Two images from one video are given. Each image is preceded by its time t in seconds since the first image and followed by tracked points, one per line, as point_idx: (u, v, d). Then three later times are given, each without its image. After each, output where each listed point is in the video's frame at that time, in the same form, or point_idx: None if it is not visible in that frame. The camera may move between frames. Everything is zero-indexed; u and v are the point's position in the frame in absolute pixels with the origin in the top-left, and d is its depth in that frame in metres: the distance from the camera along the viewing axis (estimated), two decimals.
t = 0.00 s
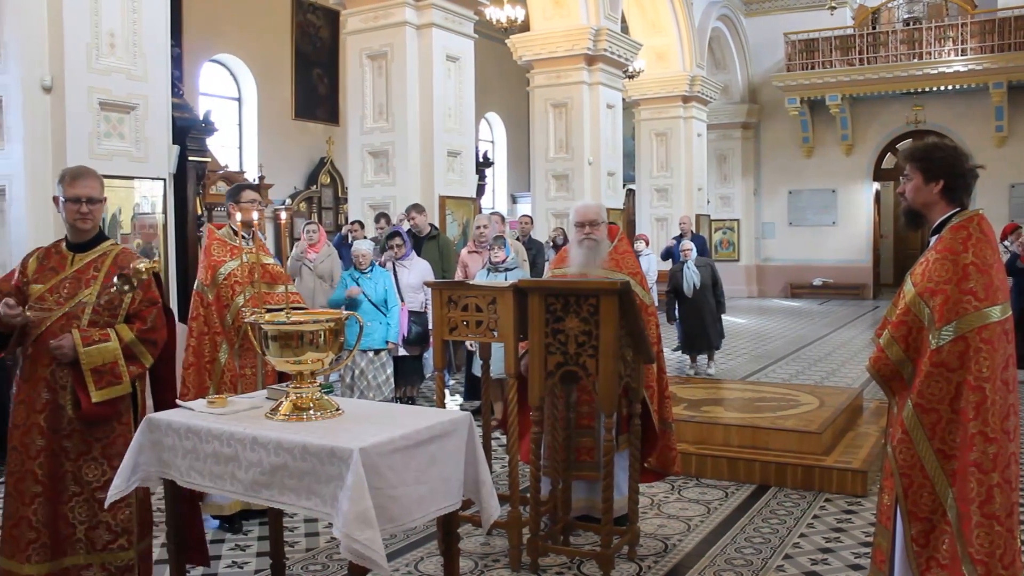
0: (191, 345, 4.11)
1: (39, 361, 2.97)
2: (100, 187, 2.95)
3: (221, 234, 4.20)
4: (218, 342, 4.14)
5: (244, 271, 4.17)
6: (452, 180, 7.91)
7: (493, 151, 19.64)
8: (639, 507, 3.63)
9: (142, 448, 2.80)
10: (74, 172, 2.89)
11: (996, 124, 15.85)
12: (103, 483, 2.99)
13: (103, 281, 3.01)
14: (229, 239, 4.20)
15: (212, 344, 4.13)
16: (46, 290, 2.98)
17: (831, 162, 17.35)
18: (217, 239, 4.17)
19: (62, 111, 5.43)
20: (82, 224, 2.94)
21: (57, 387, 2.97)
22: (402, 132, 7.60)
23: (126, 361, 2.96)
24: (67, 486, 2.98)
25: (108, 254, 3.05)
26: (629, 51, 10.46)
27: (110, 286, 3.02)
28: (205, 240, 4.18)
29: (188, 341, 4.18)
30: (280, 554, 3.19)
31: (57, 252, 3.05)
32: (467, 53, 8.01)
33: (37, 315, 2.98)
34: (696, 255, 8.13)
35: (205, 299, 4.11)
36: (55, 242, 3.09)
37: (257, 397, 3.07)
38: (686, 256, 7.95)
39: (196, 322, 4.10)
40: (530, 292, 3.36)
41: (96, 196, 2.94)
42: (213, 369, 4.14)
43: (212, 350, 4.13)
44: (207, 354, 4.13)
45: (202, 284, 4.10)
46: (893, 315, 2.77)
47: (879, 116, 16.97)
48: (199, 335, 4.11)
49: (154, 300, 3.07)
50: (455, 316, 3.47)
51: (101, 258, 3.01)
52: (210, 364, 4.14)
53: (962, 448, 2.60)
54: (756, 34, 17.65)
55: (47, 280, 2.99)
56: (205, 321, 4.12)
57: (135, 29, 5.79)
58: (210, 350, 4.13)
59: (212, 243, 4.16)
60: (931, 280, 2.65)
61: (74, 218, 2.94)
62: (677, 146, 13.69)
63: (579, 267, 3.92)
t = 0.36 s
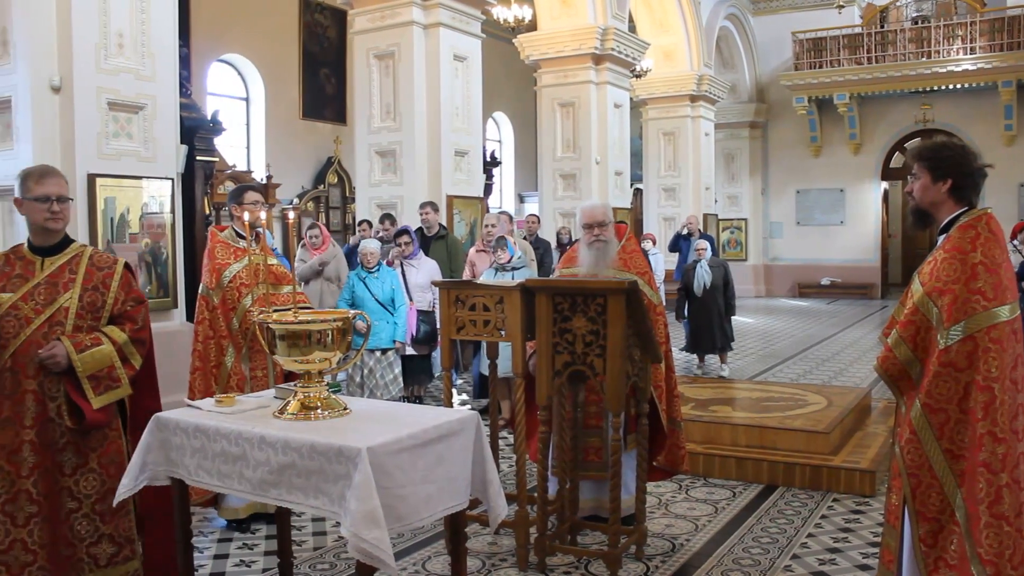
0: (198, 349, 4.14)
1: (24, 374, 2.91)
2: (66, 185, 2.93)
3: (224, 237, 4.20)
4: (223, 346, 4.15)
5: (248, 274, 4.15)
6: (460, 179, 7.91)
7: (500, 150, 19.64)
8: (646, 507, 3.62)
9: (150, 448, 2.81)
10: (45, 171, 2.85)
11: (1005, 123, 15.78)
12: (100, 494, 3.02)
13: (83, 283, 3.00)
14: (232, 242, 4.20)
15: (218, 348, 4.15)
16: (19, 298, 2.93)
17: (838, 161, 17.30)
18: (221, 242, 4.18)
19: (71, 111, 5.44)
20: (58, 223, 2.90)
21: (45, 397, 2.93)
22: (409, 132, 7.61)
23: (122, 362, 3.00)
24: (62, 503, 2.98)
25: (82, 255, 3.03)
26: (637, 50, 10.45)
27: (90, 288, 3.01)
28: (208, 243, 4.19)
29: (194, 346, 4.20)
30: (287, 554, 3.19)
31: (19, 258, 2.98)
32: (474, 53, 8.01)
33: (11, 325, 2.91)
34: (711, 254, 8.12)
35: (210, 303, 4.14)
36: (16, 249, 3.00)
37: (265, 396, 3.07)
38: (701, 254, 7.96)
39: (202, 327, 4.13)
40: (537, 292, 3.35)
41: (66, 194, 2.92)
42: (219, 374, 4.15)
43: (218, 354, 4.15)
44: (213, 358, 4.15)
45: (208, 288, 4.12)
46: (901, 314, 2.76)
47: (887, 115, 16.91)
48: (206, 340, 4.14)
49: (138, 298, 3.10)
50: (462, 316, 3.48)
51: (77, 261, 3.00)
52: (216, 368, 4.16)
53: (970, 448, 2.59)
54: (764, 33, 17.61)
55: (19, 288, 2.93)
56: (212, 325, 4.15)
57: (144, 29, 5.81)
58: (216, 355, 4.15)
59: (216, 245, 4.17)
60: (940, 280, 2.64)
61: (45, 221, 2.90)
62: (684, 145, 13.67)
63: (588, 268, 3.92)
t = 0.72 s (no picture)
0: (204, 350, 4.15)
1: None
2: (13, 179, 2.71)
3: (231, 237, 4.21)
4: (230, 347, 4.16)
5: (256, 274, 4.17)
6: (467, 179, 7.91)
7: (507, 150, 19.65)
8: (654, 507, 3.62)
9: (159, 447, 2.82)
10: None
11: (1014, 122, 15.71)
12: (47, 510, 2.77)
13: (30, 280, 2.76)
14: (239, 242, 4.20)
15: (224, 349, 4.16)
16: None
17: (846, 161, 17.26)
18: (227, 242, 4.18)
19: (79, 111, 5.46)
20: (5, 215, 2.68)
21: None
22: (417, 132, 7.61)
23: (74, 365, 2.76)
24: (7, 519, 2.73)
25: (28, 252, 2.80)
26: (644, 49, 10.44)
27: (38, 285, 2.77)
28: (215, 244, 4.19)
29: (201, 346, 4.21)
30: (294, 552, 3.20)
31: None
32: (481, 53, 8.01)
33: None
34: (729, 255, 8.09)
35: (217, 304, 4.14)
36: None
37: (272, 395, 3.08)
38: (719, 253, 7.95)
39: (209, 327, 4.14)
40: (545, 291, 3.35)
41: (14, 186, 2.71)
42: (225, 375, 4.16)
43: (224, 355, 4.16)
44: (219, 359, 4.16)
45: (215, 289, 4.13)
46: (908, 314, 2.75)
47: (896, 114, 16.86)
48: (212, 341, 4.15)
49: (91, 299, 2.88)
50: (470, 316, 3.48)
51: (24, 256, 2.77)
52: (223, 369, 4.16)
53: (978, 448, 2.58)
54: (771, 32, 17.57)
55: None
56: (218, 326, 4.16)
57: (151, 29, 5.82)
58: (222, 356, 4.16)
59: (222, 245, 4.17)
60: (947, 279, 2.63)
61: None
62: (692, 145, 13.64)
63: (593, 267, 3.89)
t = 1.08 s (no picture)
0: (207, 349, 4.15)
1: None
2: None
3: (236, 237, 4.22)
4: (233, 346, 4.16)
5: (260, 274, 4.18)
6: (473, 179, 7.91)
7: (513, 150, 19.64)
8: (658, 507, 3.61)
9: (165, 446, 2.82)
10: None
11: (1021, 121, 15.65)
12: (48, 525, 2.72)
13: (16, 285, 2.67)
14: (244, 242, 4.22)
15: (227, 349, 4.16)
16: None
17: (852, 160, 17.22)
18: (233, 242, 4.20)
19: (85, 111, 5.47)
20: None
21: None
22: (422, 132, 7.61)
23: (70, 373, 2.71)
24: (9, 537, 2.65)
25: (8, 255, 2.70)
26: (649, 49, 10.42)
27: (24, 290, 2.69)
28: (220, 243, 4.20)
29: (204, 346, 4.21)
30: (300, 552, 3.20)
31: None
32: (487, 53, 8.01)
33: None
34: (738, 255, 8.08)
35: (221, 303, 4.15)
36: None
37: (278, 395, 3.09)
38: (728, 253, 7.95)
39: (212, 326, 4.14)
40: (550, 291, 3.35)
41: None
42: (228, 374, 4.16)
43: (227, 354, 4.16)
44: (222, 358, 4.16)
45: (219, 288, 4.13)
46: (914, 313, 2.74)
47: (902, 114, 16.82)
48: (215, 340, 4.15)
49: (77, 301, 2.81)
50: (475, 315, 3.48)
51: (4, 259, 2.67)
52: (225, 368, 4.17)
53: (983, 448, 2.57)
54: (777, 32, 17.54)
55: None
56: (222, 326, 4.16)
57: (157, 29, 5.84)
58: (225, 355, 4.16)
59: (227, 245, 4.18)
60: (952, 279, 2.62)
61: None
62: (697, 144, 13.62)
63: (595, 269, 3.88)
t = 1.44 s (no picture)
0: (209, 348, 4.16)
1: None
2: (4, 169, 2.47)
3: (241, 237, 4.23)
4: (235, 346, 4.17)
5: (265, 274, 4.19)
6: (478, 179, 7.92)
7: (518, 150, 19.65)
8: (665, 507, 3.61)
9: (172, 446, 2.83)
10: None
11: None
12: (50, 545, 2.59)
13: (32, 291, 2.57)
14: (249, 242, 4.23)
15: (229, 348, 4.17)
16: None
17: (858, 161, 17.18)
18: (238, 242, 4.21)
19: (92, 111, 5.49)
20: (4, 213, 2.46)
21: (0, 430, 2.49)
22: (428, 132, 7.61)
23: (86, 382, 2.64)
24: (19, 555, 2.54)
25: (21, 258, 2.58)
26: (655, 49, 10.42)
27: (41, 296, 2.59)
28: (226, 243, 4.21)
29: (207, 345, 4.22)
30: (305, 552, 3.20)
31: None
32: (493, 53, 8.02)
33: None
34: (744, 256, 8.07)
35: (224, 303, 4.16)
36: None
37: (284, 395, 3.09)
38: (733, 253, 7.93)
39: (215, 326, 4.15)
40: (556, 291, 3.35)
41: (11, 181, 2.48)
42: (230, 373, 4.17)
43: (230, 354, 4.17)
44: (224, 358, 4.17)
45: (222, 288, 4.15)
46: (921, 314, 2.74)
47: (909, 113, 16.77)
48: (218, 340, 4.16)
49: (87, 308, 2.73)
50: (481, 315, 3.48)
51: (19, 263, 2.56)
52: (228, 368, 4.18)
53: (991, 450, 2.56)
54: (783, 32, 17.52)
55: None
56: (225, 325, 4.17)
57: (164, 30, 5.85)
58: (228, 354, 4.17)
59: (232, 245, 4.20)
60: (959, 280, 2.61)
61: None
62: (703, 144, 13.60)
63: (600, 269, 3.88)
